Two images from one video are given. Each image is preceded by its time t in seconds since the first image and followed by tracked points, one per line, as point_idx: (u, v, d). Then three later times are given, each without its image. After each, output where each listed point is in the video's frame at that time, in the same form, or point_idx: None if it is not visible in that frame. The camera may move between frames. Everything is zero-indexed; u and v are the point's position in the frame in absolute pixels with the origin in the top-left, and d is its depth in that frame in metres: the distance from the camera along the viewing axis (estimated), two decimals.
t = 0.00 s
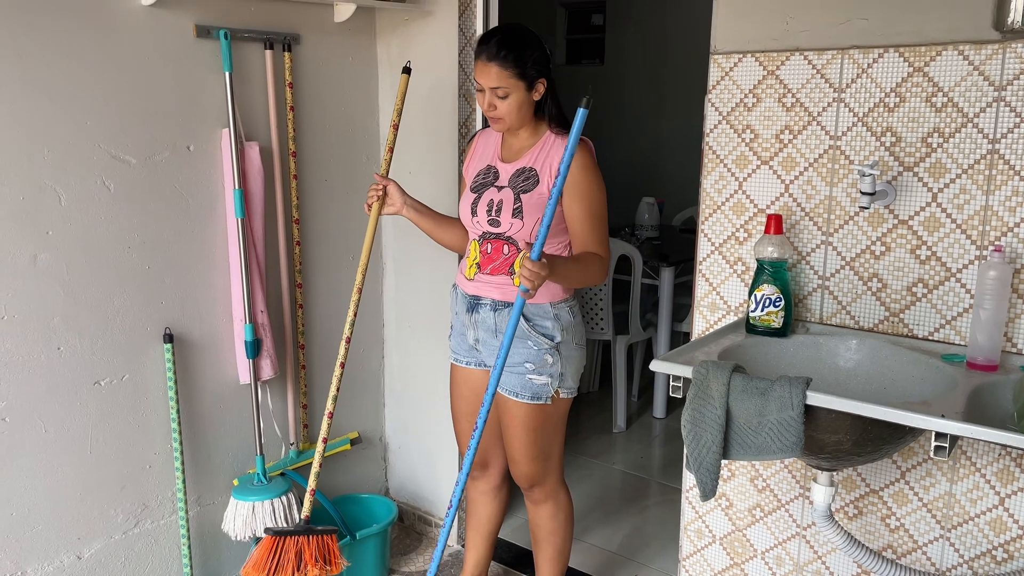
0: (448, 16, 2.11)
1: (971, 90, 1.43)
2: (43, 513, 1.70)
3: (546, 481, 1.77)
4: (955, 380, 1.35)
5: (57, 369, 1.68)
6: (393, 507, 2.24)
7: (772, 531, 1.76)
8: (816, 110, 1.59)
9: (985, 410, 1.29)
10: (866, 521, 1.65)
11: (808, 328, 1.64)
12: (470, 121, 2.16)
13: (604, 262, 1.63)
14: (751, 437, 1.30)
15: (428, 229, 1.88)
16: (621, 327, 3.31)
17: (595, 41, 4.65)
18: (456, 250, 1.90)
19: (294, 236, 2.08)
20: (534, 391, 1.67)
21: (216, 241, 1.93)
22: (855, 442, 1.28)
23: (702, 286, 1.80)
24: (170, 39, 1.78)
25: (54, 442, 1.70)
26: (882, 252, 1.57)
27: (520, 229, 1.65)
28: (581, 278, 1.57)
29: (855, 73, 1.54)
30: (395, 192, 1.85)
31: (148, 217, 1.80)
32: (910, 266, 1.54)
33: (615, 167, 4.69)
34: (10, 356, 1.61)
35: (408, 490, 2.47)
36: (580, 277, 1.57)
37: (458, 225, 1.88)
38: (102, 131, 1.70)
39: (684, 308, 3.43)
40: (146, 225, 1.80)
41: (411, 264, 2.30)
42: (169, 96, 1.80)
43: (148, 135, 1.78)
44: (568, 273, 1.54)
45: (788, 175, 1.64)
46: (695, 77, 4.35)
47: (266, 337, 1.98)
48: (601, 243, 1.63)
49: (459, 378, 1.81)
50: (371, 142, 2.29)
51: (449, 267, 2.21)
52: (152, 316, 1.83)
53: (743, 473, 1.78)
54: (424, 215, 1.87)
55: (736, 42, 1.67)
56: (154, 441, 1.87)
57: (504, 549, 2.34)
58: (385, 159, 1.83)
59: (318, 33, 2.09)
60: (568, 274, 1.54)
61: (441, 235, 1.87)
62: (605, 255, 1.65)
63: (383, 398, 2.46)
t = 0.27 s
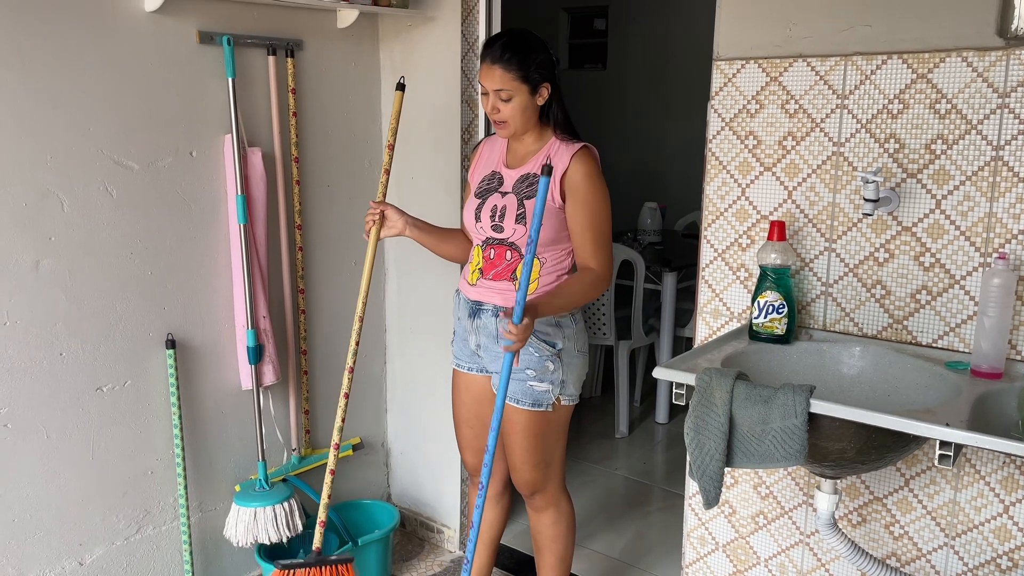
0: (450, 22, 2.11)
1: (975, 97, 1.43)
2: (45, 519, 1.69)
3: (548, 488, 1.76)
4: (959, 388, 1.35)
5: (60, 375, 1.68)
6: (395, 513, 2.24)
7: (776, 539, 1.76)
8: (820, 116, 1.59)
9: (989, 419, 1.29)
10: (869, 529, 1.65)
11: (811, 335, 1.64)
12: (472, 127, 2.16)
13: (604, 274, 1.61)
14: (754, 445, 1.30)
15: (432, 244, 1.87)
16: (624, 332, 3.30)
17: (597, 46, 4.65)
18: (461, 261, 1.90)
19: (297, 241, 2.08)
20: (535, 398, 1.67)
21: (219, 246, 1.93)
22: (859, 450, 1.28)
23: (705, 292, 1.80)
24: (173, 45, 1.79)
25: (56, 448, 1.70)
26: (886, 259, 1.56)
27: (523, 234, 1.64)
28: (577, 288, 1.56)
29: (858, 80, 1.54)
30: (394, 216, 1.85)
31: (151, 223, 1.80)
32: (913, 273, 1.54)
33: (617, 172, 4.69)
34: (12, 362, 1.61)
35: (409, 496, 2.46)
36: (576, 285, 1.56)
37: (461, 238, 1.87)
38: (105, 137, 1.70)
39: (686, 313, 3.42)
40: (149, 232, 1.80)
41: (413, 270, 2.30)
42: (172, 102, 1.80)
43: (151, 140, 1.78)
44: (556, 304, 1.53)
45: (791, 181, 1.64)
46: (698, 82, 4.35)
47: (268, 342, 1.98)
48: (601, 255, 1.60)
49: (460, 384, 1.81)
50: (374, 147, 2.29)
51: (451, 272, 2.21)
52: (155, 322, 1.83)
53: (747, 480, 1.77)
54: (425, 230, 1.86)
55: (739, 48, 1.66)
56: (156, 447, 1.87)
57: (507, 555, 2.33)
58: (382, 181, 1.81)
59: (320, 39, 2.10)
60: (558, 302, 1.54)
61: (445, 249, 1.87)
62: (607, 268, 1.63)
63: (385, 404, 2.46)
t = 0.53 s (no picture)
0: (453, 26, 2.11)
1: (979, 102, 1.42)
2: (46, 524, 1.69)
3: (550, 492, 1.76)
4: (964, 394, 1.34)
5: (62, 379, 1.68)
6: (397, 518, 2.24)
7: (779, 544, 1.75)
8: (823, 120, 1.58)
9: (994, 424, 1.28)
10: (873, 535, 1.64)
11: (815, 340, 1.63)
12: (475, 130, 2.15)
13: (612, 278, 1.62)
14: (758, 451, 1.29)
15: (430, 242, 1.87)
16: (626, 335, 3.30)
17: (600, 48, 4.65)
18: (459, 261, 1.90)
19: (299, 245, 2.08)
20: (539, 403, 1.66)
21: (221, 250, 1.93)
22: (863, 455, 1.27)
23: (708, 297, 1.79)
24: (176, 50, 1.79)
25: (58, 453, 1.69)
26: (890, 264, 1.56)
27: (527, 239, 1.64)
28: (584, 293, 1.57)
29: (862, 84, 1.53)
30: (394, 210, 1.84)
31: (153, 227, 1.80)
32: (918, 278, 1.53)
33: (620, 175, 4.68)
34: (14, 366, 1.61)
35: (411, 500, 2.46)
36: (584, 291, 1.57)
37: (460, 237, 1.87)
38: (108, 141, 1.70)
39: (689, 316, 3.42)
40: (151, 236, 1.80)
41: (415, 273, 2.30)
42: (175, 107, 1.80)
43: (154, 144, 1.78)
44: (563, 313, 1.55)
45: (795, 186, 1.64)
46: (700, 85, 4.35)
47: (270, 346, 1.98)
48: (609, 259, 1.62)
49: (463, 389, 1.81)
50: (376, 151, 2.29)
51: (454, 276, 2.20)
52: (157, 326, 1.83)
53: (750, 485, 1.77)
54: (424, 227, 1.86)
55: (743, 52, 1.66)
56: (158, 452, 1.87)
57: (509, 560, 2.33)
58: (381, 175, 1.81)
59: (323, 42, 2.09)
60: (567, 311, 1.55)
61: (443, 247, 1.87)
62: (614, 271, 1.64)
63: (387, 408, 2.45)
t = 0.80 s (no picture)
0: (454, 27, 2.10)
1: (982, 104, 1.42)
2: (46, 526, 1.69)
3: (551, 496, 1.75)
4: (967, 398, 1.34)
5: (61, 381, 1.68)
6: (398, 521, 2.24)
7: (781, 547, 1.74)
8: (825, 122, 1.58)
9: (997, 428, 1.28)
10: (876, 538, 1.63)
11: (816, 342, 1.63)
12: (476, 132, 2.15)
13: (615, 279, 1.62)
14: (760, 454, 1.29)
15: (434, 246, 1.87)
16: (627, 337, 3.29)
17: (601, 50, 4.65)
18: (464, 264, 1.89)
19: (300, 247, 2.08)
20: (539, 406, 1.66)
21: (221, 252, 1.93)
22: (865, 459, 1.27)
23: (709, 299, 1.78)
24: (176, 51, 1.78)
25: (57, 455, 1.69)
26: (892, 266, 1.55)
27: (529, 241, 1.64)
28: (588, 295, 1.57)
29: (864, 86, 1.53)
30: (397, 213, 1.84)
31: (154, 229, 1.80)
32: (920, 281, 1.52)
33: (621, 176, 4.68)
34: (13, 368, 1.60)
35: (412, 502, 2.45)
36: (586, 294, 1.57)
37: (464, 240, 1.87)
38: (108, 143, 1.69)
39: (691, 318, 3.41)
40: (151, 238, 1.79)
41: (416, 275, 2.29)
42: (175, 108, 1.80)
43: (154, 146, 1.77)
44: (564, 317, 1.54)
45: (797, 188, 1.63)
46: (701, 86, 4.34)
47: (271, 348, 1.98)
48: (612, 261, 1.61)
49: (463, 391, 1.80)
50: (377, 153, 2.28)
51: (455, 278, 2.20)
52: (157, 328, 1.83)
53: (751, 488, 1.76)
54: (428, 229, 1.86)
55: (744, 53, 1.66)
56: (158, 454, 1.86)
57: (510, 562, 2.32)
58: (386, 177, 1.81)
59: (324, 44, 2.09)
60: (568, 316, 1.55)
61: (446, 250, 1.86)
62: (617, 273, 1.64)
63: (388, 410, 2.45)
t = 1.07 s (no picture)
0: (454, 24, 2.10)
1: (985, 99, 1.41)
2: (46, 523, 1.69)
3: (551, 493, 1.75)
4: (968, 394, 1.33)
5: (62, 378, 1.68)
6: (399, 517, 2.23)
7: (783, 544, 1.74)
8: (827, 118, 1.57)
9: (999, 424, 1.27)
10: (877, 535, 1.63)
11: (818, 339, 1.62)
12: (477, 128, 2.14)
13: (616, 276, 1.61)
14: (761, 451, 1.28)
15: (439, 246, 1.86)
16: (628, 334, 3.29)
17: (602, 47, 4.64)
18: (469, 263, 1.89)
19: (300, 244, 2.08)
20: (540, 403, 1.65)
21: (221, 249, 1.92)
22: (867, 456, 1.26)
23: (710, 296, 1.78)
24: (176, 47, 1.78)
25: (57, 452, 1.69)
26: (894, 262, 1.55)
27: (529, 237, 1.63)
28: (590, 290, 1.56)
29: (866, 82, 1.52)
30: (402, 214, 1.84)
31: (154, 226, 1.79)
32: (922, 277, 1.52)
33: (621, 173, 4.68)
34: (13, 365, 1.60)
35: (413, 499, 2.45)
36: (588, 289, 1.56)
37: (468, 238, 1.87)
38: (108, 140, 1.69)
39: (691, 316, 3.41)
40: (151, 235, 1.79)
41: (416, 272, 2.29)
42: (176, 104, 1.80)
43: (154, 142, 1.77)
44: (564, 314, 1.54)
45: (798, 184, 1.63)
46: (702, 83, 4.34)
47: (271, 345, 1.97)
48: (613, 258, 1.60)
49: (464, 388, 1.80)
50: (378, 149, 2.28)
51: (455, 275, 2.19)
52: (157, 325, 1.83)
53: (753, 485, 1.76)
54: (433, 229, 1.86)
55: (746, 49, 1.65)
56: (158, 451, 1.86)
57: (510, 559, 2.32)
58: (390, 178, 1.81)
59: (324, 40, 2.09)
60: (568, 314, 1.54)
61: (451, 248, 1.86)
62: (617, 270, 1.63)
63: (389, 407, 2.45)
